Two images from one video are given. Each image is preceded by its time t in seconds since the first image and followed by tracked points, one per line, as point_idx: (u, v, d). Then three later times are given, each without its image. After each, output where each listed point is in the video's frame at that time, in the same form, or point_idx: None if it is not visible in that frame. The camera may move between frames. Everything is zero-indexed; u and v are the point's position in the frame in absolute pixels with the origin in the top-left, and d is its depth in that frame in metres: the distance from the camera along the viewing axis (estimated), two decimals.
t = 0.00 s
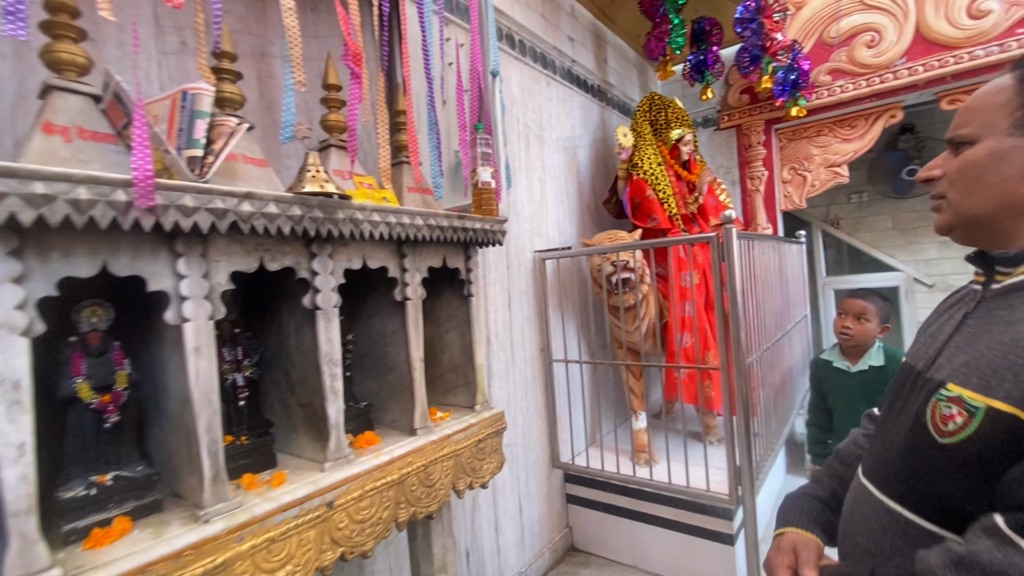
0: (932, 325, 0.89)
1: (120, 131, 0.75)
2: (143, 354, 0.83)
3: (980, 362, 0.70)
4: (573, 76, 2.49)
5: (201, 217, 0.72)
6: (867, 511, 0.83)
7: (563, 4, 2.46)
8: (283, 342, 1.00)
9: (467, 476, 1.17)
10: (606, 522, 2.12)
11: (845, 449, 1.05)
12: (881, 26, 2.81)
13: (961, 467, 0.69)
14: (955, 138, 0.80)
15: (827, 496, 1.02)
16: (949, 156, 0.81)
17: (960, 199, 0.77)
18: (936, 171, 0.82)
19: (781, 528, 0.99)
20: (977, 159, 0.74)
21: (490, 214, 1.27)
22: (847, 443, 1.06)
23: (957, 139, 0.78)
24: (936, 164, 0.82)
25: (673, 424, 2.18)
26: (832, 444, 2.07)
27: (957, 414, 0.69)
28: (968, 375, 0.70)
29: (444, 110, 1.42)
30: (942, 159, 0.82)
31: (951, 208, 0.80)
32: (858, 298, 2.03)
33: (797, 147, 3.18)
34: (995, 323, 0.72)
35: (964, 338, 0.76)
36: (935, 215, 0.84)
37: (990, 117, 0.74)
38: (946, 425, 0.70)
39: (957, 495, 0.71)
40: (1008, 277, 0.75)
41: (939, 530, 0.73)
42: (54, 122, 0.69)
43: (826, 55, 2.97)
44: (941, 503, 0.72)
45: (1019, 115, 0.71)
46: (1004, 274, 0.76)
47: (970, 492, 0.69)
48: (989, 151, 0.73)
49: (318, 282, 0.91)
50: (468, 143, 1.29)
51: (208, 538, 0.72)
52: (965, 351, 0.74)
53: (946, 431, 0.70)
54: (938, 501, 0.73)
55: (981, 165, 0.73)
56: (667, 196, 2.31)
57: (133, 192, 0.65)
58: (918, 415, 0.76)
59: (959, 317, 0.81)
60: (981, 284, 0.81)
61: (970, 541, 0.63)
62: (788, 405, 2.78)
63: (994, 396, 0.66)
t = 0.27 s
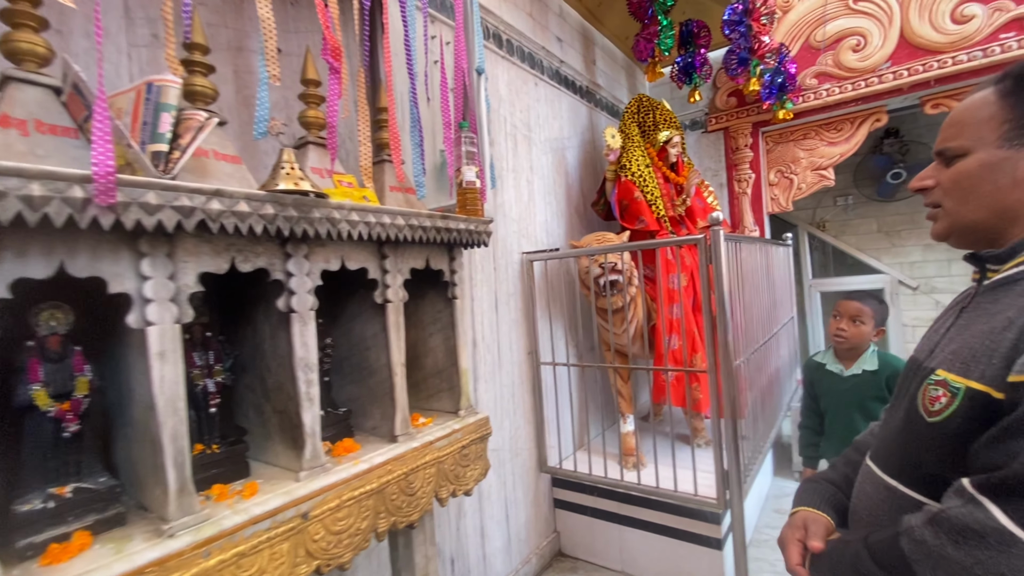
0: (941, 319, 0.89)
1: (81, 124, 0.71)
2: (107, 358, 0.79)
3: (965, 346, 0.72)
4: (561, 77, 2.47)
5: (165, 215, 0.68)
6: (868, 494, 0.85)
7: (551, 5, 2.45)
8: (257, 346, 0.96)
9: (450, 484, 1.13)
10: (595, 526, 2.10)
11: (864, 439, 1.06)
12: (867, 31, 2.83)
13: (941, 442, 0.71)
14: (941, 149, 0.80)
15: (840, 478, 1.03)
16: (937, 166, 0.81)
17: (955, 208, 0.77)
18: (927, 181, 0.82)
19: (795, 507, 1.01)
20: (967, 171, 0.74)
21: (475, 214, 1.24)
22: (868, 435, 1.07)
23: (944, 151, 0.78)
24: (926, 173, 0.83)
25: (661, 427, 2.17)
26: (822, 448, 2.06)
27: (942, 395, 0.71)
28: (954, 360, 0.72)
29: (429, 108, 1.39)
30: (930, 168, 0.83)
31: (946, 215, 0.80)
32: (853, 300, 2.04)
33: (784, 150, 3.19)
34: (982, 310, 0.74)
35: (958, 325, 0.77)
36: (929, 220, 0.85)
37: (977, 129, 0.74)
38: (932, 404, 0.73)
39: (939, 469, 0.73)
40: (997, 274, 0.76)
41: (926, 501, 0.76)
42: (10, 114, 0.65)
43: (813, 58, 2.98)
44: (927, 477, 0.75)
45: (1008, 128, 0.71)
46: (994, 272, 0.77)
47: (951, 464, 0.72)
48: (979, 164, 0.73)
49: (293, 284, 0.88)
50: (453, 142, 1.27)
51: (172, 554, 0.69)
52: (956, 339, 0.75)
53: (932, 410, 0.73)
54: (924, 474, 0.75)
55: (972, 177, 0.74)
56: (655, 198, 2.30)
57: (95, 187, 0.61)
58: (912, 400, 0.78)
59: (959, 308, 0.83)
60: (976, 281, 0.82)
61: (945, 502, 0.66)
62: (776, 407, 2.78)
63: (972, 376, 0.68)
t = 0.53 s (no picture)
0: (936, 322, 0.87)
1: (47, 121, 0.69)
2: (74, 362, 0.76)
3: (953, 347, 0.72)
4: (551, 77, 2.46)
5: (131, 214, 0.66)
6: (857, 493, 0.84)
7: (542, 5, 2.43)
8: (234, 349, 0.94)
9: (432, 489, 1.12)
10: (584, 530, 2.08)
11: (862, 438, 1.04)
12: (857, 33, 2.84)
13: (927, 440, 0.71)
14: (928, 153, 0.79)
15: (835, 480, 1.01)
16: (924, 170, 0.80)
17: (946, 213, 0.76)
18: (915, 186, 0.81)
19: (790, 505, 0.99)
20: (957, 176, 0.74)
21: (460, 215, 1.22)
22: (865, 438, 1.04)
23: (933, 156, 0.77)
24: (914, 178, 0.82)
25: (651, 430, 2.15)
26: (820, 453, 2.05)
27: (927, 393, 0.71)
28: (944, 361, 0.72)
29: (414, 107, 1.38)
30: (917, 173, 0.82)
31: (935, 220, 0.79)
32: (854, 302, 2.01)
33: (775, 152, 3.19)
34: (972, 310, 0.74)
35: (950, 326, 0.77)
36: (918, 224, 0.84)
37: (966, 134, 0.73)
38: (920, 402, 0.73)
39: (923, 467, 0.72)
40: (987, 276, 0.75)
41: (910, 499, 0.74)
42: None
43: (803, 61, 2.99)
44: (911, 475, 0.74)
45: (999, 132, 0.70)
46: (985, 273, 0.76)
47: (935, 463, 0.70)
48: (971, 169, 0.72)
49: (269, 285, 0.86)
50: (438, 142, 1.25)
51: (138, 564, 0.66)
52: (947, 340, 0.75)
53: (919, 408, 0.73)
54: (909, 473, 0.74)
55: (964, 181, 0.73)
56: (645, 199, 2.29)
57: (58, 185, 0.59)
58: (903, 400, 0.78)
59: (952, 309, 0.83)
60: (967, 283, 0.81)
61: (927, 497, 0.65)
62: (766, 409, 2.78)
63: (956, 374, 0.68)
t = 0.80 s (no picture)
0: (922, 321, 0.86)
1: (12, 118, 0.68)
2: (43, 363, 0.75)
3: (939, 350, 0.70)
4: (544, 77, 2.45)
5: (96, 213, 0.65)
6: (842, 498, 0.83)
7: (535, 4, 2.42)
8: (211, 350, 0.93)
9: (415, 492, 1.10)
10: (574, 532, 2.07)
11: (844, 444, 1.03)
12: (852, 33, 2.83)
13: (911, 448, 0.70)
14: (916, 149, 0.78)
15: (819, 484, 1.00)
16: (912, 166, 0.79)
17: (933, 209, 0.75)
18: (902, 182, 0.79)
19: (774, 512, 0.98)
20: (945, 172, 0.72)
21: (444, 215, 1.21)
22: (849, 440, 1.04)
23: (921, 151, 0.76)
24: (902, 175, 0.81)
25: (643, 431, 2.14)
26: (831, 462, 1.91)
27: (913, 400, 0.71)
28: (930, 365, 0.70)
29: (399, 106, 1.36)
30: (905, 169, 0.80)
31: (922, 216, 0.77)
32: (871, 303, 1.83)
33: (770, 152, 3.18)
34: (957, 312, 0.73)
35: (934, 329, 0.76)
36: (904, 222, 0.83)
37: (949, 134, 0.72)
38: (905, 408, 0.72)
39: (909, 474, 0.71)
40: (972, 275, 0.74)
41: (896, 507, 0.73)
42: None
43: (798, 61, 2.98)
44: (896, 483, 0.73)
45: (986, 127, 0.69)
46: (969, 273, 0.75)
47: (921, 470, 0.69)
48: (959, 163, 0.71)
49: (244, 286, 0.85)
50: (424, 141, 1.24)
51: (104, 570, 0.65)
52: (933, 343, 0.73)
53: (905, 415, 0.72)
54: (895, 480, 0.73)
55: (951, 177, 0.72)
56: (638, 199, 2.27)
57: (17, 184, 0.58)
58: (887, 405, 0.77)
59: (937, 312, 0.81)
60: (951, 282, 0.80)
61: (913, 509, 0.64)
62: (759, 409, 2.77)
63: (941, 381, 0.67)
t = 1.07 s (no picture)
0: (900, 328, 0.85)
1: None
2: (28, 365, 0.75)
3: (915, 357, 0.70)
4: (543, 78, 2.44)
5: (76, 216, 0.65)
6: (818, 503, 0.83)
7: (534, 4, 2.42)
8: (199, 352, 0.93)
9: (403, 494, 1.10)
10: (571, 533, 2.07)
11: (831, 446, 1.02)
12: (854, 33, 2.81)
13: (885, 455, 0.69)
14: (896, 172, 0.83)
15: (804, 485, 0.99)
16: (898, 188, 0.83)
17: (899, 224, 0.79)
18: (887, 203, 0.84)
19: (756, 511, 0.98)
20: (902, 183, 0.77)
21: (434, 217, 1.20)
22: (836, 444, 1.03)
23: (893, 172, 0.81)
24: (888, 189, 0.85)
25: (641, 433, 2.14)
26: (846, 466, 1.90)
27: (888, 407, 0.70)
28: (905, 372, 0.70)
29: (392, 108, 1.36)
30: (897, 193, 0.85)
31: (898, 233, 0.81)
32: (894, 306, 1.78)
33: (772, 152, 3.16)
34: (935, 320, 0.72)
35: (912, 336, 0.75)
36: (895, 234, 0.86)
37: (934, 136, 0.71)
38: (880, 415, 0.71)
39: (883, 481, 0.70)
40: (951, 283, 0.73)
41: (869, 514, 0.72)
42: None
43: (800, 61, 2.96)
44: (870, 490, 0.72)
45: (923, 144, 0.74)
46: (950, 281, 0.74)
47: (895, 477, 0.69)
48: (907, 175, 0.76)
49: (229, 289, 0.85)
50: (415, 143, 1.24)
51: (83, 572, 0.65)
52: (910, 350, 0.73)
53: (879, 421, 0.71)
54: (871, 486, 0.72)
55: (901, 193, 0.77)
56: (636, 200, 2.27)
57: None
58: (864, 411, 0.77)
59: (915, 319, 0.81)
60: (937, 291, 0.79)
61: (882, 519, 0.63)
62: (759, 410, 2.75)
63: (915, 388, 0.67)
